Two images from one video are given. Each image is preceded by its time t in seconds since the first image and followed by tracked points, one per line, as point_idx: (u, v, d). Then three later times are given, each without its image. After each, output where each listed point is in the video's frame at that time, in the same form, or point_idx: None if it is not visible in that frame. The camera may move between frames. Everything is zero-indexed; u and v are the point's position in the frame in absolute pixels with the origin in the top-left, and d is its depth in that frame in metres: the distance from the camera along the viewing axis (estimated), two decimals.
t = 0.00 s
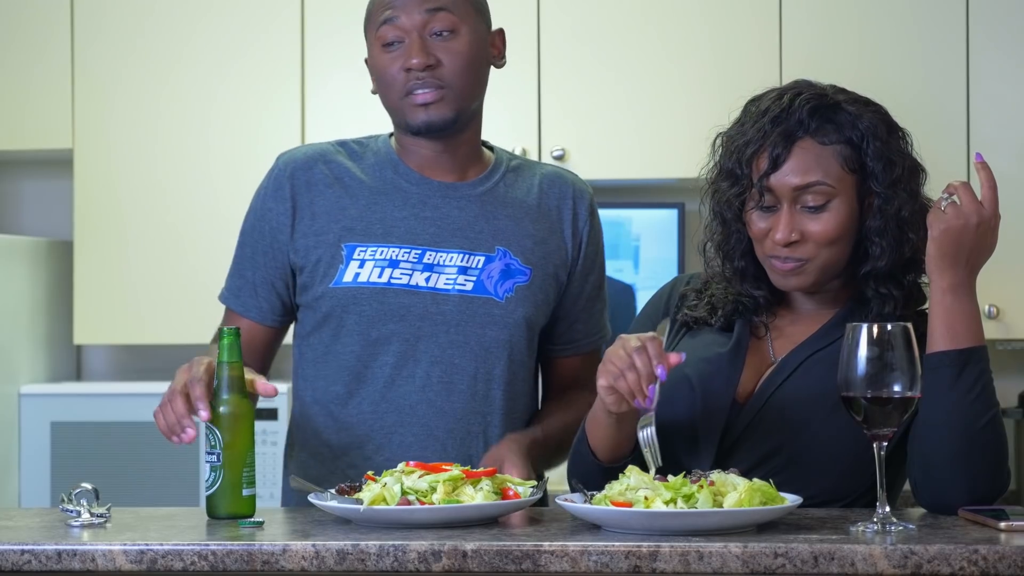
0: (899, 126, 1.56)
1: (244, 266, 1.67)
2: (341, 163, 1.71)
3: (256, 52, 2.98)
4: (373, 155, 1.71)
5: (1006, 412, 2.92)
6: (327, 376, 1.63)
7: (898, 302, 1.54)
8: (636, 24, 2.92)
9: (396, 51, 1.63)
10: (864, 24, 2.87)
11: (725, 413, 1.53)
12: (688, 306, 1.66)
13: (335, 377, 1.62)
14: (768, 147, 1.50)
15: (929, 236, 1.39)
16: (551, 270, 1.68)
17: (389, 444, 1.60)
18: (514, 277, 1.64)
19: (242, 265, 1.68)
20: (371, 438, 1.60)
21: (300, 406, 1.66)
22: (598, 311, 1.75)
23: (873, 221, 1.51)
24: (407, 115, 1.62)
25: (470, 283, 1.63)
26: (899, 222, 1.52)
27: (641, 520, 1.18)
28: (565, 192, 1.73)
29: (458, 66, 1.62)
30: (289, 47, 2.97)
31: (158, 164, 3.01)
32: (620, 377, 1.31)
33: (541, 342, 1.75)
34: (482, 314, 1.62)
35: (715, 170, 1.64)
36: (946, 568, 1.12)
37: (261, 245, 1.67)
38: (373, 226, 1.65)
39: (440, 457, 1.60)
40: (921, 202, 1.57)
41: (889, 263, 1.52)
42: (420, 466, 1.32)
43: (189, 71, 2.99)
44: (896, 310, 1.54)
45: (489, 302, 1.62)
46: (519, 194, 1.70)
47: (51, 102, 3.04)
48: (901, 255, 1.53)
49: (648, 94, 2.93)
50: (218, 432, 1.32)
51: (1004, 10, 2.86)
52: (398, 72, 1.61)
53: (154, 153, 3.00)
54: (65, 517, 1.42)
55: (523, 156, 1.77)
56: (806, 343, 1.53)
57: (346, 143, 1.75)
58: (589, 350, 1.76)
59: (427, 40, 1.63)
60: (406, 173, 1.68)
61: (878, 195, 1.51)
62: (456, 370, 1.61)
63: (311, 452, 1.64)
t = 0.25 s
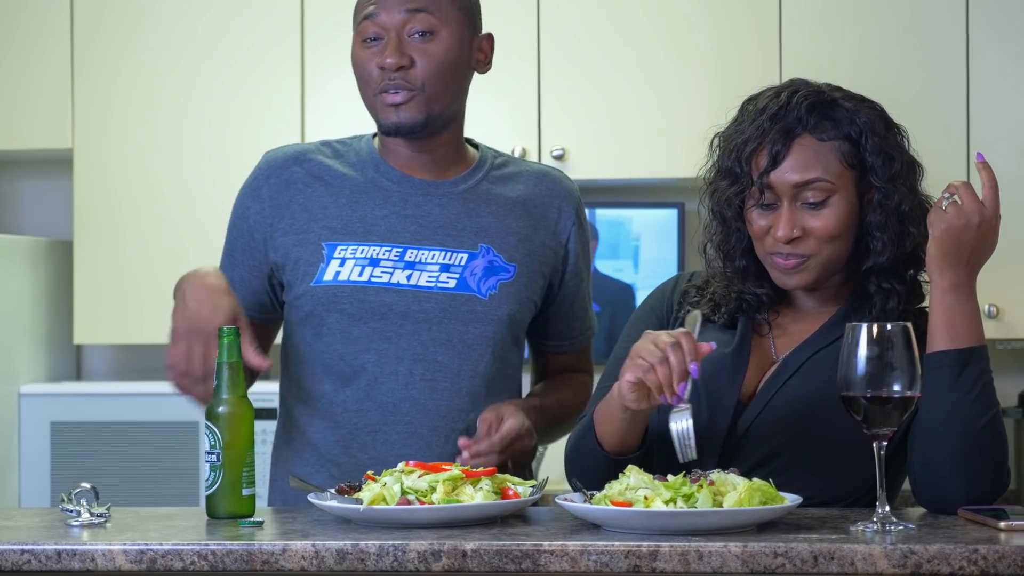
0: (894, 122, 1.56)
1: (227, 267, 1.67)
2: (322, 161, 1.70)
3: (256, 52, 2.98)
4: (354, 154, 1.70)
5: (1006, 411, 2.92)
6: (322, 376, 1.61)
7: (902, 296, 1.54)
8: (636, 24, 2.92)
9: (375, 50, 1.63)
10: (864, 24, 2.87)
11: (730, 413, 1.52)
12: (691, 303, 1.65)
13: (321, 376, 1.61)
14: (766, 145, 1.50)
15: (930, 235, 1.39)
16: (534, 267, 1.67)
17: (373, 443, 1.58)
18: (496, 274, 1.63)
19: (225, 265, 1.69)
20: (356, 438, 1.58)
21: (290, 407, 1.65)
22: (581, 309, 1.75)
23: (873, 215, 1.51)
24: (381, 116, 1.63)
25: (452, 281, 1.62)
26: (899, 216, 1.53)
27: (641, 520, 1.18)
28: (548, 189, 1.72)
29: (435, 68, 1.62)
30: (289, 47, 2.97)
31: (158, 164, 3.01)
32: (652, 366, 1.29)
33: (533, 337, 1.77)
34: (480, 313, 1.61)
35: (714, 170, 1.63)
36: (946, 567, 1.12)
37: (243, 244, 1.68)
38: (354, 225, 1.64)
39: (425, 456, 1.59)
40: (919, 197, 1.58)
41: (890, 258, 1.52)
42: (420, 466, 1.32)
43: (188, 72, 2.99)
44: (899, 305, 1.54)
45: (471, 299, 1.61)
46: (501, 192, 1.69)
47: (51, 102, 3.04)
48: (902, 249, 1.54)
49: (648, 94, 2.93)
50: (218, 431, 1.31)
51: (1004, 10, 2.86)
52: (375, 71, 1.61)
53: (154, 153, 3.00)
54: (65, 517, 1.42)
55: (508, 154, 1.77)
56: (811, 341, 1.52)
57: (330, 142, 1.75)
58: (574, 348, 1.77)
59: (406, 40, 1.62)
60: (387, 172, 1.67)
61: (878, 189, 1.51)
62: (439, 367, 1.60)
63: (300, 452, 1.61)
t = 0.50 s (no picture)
0: (899, 124, 1.56)
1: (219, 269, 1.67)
2: (315, 165, 1.70)
3: (255, 52, 2.98)
4: (347, 157, 1.71)
5: (1006, 411, 2.92)
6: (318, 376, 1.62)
7: (903, 298, 1.54)
8: (635, 24, 2.92)
9: (381, 50, 1.62)
10: (864, 24, 2.87)
11: (731, 413, 1.51)
12: (689, 301, 1.63)
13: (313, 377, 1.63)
14: (771, 144, 1.50)
15: (931, 236, 1.39)
16: (526, 267, 1.67)
17: (361, 443, 1.60)
18: (484, 274, 1.63)
19: (220, 270, 1.68)
20: (346, 437, 1.60)
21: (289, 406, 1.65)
22: (582, 306, 1.71)
23: (874, 218, 1.51)
24: (382, 116, 1.62)
25: (440, 282, 1.62)
26: (901, 218, 1.52)
27: (641, 520, 1.18)
28: (539, 189, 1.71)
29: (440, 75, 1.62)
30: (289, 47, 2.97)
31: (158, 165, 3.01)
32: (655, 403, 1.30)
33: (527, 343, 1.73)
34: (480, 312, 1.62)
35: (717, 170, 1.64)
36: (946, 568, 1.11)
37: (238, 249, 1.68)
38: (344, 227, 1.64)
39: (412, 456, 1.60)
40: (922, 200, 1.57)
41: (891, 260, 1.52)
42: (420, 466, 1.32)
43: (188, 72, 2.99)
44: (900, 306, 1.54)
45: (458, 300, 1.61)
46: (491, 193, 1.69)
47: (51, 102, 3.04)
48: (904, 252, 1.53)
49: (648, 94, 2.93)
50: (219, 433, 1.31)
51: (1003, 10, 2.86)
52: (380, 72, 1.61)
53: (154, 153, 3.00)
54: (65, 518, 1.42)
55: (498, 156, 1.76)
56: (812, 340, 1.52)
57: (322, 146, 1.75)
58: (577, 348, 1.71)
59: (413, 43, 1.62)
60: (377, 174, 1.67)
61: (881, 190, 1.51)
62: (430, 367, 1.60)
63: (293, 451, 1.62)
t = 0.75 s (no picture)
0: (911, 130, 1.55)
1: (228, 269, 1.65)
2: (323, 166, 1.69)
3: (256, 52, 2.98)
4: (353, 159, 1.70)
5: (1006, 412, 2.92)
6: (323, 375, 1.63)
7: (909, 302, 1.54)
8: (635, 23, 2.92)
9: (399, 50, 1.62)
10: (863, 24, 2.87)
11: (729, 413, 1.52)
12: (686, 302, 1.64)
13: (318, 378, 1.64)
14: (790, 145, 1.47)
15: (932, 237, 1.39)
16: (529, 266, 1.68)
17: (364, 441, 1.60)
18: (487, 275, 1.64)
19: (228, 271, 1.65)
20: (348, 435, 1.60)
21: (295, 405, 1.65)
22: (581, 300, 1.71)
23: (886, 222, 1.51)
24: (397, 116, 1.62)
25: (443, 282, 1.63)
26: (912, 226, 1.53)
27: (641, 520, 1.18)
28: (543, 190, 1.72)
29: (457, 78, 1.62)
30: (289, 47, 2.97)
31: (158, 165, 3.00)
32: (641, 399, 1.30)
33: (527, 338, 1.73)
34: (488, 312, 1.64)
35: (726, 166, 1.61)
36: (946, 568, 1.12)
37: (248, 249, 1.65)
38: (350, 228, 1.64)
39: (414, 453, 1.60)
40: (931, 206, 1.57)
41: (899, 267, 1.52)
42: (420, 466, 1.33)
43: (188, 73, 2.99)
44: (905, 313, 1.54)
45: (461, 300, 1.63)
46: (496, 196, 1.69)
47: (51, 102, 3.04)
48: (912, 258, 1.54)
49: (648, 95, 2.93)
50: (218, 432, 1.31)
51: (1003, 11, 2.86)
52: (398, 72, 1.61)
53: (154, 153, 3.00)
54: (65, 518, 1.42)
55: (501, 159, 1.76)
56: (811, 340, 1.51)
57: (327, 146, 1.73)
58: (576, 341, 1.70)
59: (431, 45, 1.62)
60: (383, 175, 1.66)
61: (894, 196, 1.50)
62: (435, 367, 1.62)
63: (297, 449, 1.62)
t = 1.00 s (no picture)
0: (910, 132, 1.55)
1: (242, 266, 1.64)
2: (337, 166, 1.69)
3: (256, 52, 2.98)
4: (366, 159, 1.70)
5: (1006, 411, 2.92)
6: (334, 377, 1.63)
7: (908, 305, 1.54)
8: (635, 23, 2.92)
9: (418, 58, 1.62)
10: (864, 24, 2.87)
11: (733, 414, 1.51)
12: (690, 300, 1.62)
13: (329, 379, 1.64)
14: (783, 143, 1.47)
15: (934, 236, 1.40)
16: (538, 268, 1.69)
17: (376, 442, 1.60)
18: (498, 279, 1.65)
19: (241, 268, 1.65)
20: (360, 436, 1.60)
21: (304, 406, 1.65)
22: (585, 304, 1.72)
23: (883, 224, 1.51)
24: (413, 125, 1.62)
25: (455, 285, 1.64)
26: (908, 227, 1.52)
27: (641, 520, 1.18)
28: (554, 193, 1.73)
29: (475, 88, 1.63)
30: (289, 47, 2.97)
31: (159, 165, 3.00)
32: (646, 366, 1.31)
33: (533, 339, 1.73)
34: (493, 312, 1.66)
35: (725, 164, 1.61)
36: (946, 568, 1.11)
37: (262, 247, 1.65)
38: (363, 231, 1.65)
39: (426, 454, 1.60)
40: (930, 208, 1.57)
41: (896, 268, 1.52)
42: (420, 466, 1.32)
43: (189, 73, 2.99)
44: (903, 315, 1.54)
45: (472, 303, 1.64)
46: (507, 201, 1.70)
47: (51, 102, 3.04)
48: (910, 260, 1.54)
49: (648, 94, 2.93)
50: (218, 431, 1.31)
51: (1003, 11, 2.86)
52: (417, 80, 1.61)
53: (154, 153, 3.00)
54: (65, 518, 1.42)
55: (511, 162, 1.77)
56: (812, 340, 1.51)
57: (340, 146, 1.73)
58: (580, 342, 1.71)
59: (451, 55, 1.62)
60: (397, 177, 1.67)
61: (889, 199, 1.50)
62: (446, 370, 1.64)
63: (308, 449, 1.63)
